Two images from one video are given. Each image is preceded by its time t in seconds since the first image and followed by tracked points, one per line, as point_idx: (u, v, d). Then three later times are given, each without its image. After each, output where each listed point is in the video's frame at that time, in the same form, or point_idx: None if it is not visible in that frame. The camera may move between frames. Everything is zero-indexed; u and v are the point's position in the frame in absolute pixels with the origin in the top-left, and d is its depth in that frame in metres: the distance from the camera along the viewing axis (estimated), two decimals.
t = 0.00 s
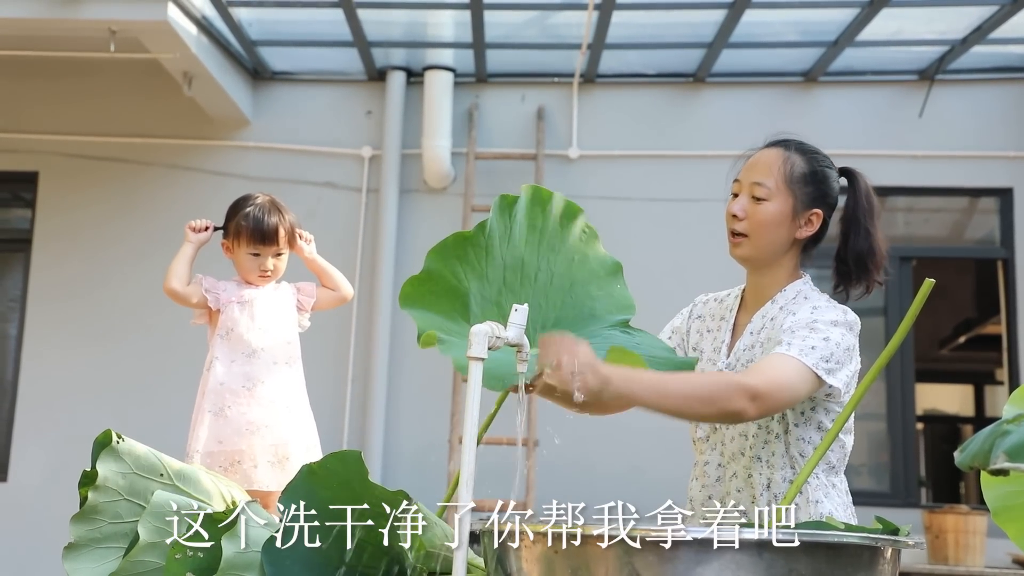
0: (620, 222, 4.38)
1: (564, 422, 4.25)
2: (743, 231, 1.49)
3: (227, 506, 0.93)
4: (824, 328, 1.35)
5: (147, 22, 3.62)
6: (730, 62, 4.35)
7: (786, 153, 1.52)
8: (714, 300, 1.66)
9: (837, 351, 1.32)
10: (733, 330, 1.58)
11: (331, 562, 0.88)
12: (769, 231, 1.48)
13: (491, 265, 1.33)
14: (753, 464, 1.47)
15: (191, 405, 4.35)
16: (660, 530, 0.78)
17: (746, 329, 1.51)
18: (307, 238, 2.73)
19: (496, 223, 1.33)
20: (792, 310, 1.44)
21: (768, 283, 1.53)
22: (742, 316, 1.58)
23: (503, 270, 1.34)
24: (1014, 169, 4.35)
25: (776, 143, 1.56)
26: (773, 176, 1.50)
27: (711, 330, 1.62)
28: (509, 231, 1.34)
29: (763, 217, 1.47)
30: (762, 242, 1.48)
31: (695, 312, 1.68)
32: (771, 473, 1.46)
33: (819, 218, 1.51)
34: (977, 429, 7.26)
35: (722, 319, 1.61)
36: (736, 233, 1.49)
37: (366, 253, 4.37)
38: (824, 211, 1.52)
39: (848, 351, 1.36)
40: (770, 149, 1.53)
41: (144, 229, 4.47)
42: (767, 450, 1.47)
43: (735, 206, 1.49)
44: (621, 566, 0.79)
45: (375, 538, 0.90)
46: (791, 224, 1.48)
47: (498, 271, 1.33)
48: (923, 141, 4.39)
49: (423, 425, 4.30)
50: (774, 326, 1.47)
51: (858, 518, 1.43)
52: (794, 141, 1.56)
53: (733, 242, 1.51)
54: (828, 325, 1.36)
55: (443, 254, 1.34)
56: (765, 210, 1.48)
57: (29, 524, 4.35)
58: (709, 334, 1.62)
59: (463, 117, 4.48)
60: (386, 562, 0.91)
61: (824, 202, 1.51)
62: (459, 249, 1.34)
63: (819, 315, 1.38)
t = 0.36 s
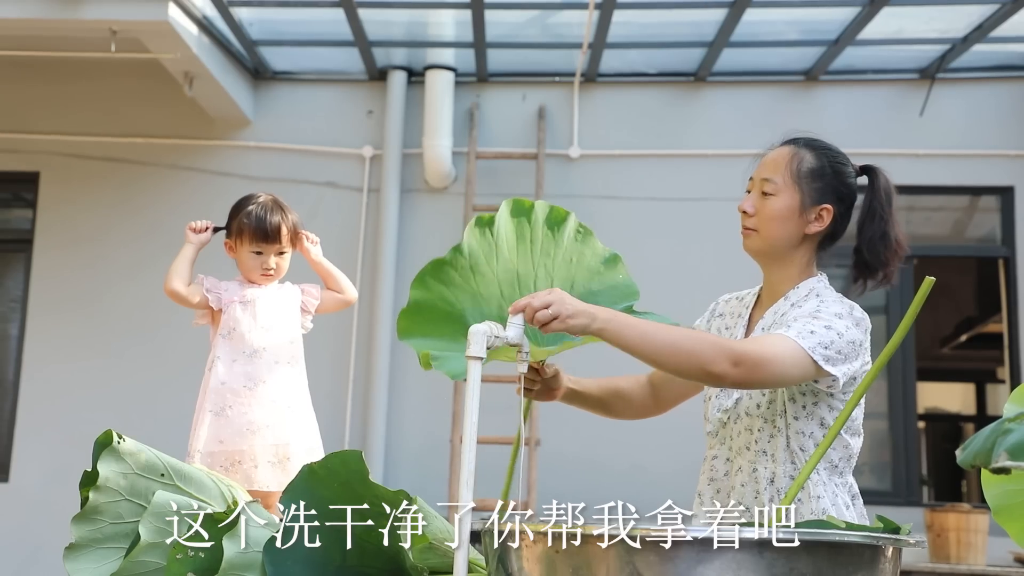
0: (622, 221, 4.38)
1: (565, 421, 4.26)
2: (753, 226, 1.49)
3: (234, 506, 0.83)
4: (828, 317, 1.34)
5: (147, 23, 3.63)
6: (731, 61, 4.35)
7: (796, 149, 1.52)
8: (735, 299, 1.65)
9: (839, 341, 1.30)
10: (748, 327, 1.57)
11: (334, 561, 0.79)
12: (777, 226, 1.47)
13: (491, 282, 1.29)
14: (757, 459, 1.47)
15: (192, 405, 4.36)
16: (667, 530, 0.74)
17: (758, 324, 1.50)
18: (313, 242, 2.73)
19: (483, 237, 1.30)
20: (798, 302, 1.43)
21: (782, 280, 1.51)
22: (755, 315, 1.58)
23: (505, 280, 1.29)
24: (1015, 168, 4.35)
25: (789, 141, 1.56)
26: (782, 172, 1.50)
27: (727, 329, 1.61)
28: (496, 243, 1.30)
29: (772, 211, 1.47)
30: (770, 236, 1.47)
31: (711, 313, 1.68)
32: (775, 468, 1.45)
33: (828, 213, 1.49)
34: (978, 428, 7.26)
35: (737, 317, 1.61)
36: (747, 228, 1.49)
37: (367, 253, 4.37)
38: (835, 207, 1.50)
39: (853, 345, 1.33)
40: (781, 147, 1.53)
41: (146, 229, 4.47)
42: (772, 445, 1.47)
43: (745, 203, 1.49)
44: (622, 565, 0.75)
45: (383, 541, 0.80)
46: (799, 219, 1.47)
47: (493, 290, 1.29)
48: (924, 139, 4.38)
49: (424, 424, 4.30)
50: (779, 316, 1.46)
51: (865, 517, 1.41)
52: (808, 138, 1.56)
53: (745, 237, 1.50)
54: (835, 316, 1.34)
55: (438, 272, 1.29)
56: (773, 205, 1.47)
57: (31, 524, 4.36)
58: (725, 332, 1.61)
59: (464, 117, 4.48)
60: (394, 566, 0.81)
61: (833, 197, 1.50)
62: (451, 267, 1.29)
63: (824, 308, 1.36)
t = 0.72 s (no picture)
0: (622, 223, 4.38)
1: (566, 423, 4.26)
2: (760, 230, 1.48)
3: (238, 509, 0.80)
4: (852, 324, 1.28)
5: (148, 25, 3.63)
6: (732, 63, 4.35)
7: (801, 151, 1.51)
8: (759, 301, 1.62)
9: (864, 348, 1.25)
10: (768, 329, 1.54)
11: (334, 563, 0.76)
12: (782, 227, 1.46)
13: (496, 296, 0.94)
14: (767, 458, 1.47)
15: (193, 407, 4.36)
16: (670, 531, 0.72)
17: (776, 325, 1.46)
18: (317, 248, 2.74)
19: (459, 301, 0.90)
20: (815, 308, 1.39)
21: (799, 280, 1.49)
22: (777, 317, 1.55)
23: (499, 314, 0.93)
24: (1016, 169, 4.35)
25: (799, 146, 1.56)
26: (785, 174, 1.49)
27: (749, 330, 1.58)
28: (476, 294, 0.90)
29: (775, 211, 1.46)
30: (777, 238, 1.46)
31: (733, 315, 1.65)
32: (783, 469, 1.44)
33: (832, 211, 1.46)
34: (980, 429, 7.26)
35: (757, 318, 1.58)
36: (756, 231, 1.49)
37: (368, 255, 4.38)
38: (842, 204, 1.48)
39: (874, 351, 1.27)
40: (789, 152, 1.53)
41: (147, 231, 4.47)
42: (782, 445, 1.45)
43: (753, 208, 1.50)
44: (625, 568, 0.72)
45: (386, 545, 0.77)
46: (804, 219, 1.45)
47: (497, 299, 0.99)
48: (925, 141, 4.38)
49: (425, 426, 4.30)
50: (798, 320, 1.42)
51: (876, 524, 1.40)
52: (818, 140, 1.54)
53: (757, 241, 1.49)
54: (857, 322, 1.29)
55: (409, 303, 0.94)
56: (776, 205, 1.46)
57: (32, 526, 4.35)
58: (746, 333, 1.58)
59: (464, 118, 4.49)
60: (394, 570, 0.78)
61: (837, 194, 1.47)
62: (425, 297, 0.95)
63: (846, 312, 1.32)
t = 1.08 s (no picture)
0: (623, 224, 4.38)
1: (567, 424, 4.26)
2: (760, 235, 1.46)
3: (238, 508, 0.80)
4: (863, 356, 1.23)
5: (149, 26, 3.62)
6: (733, 63, 4.35)
7: (797, 153, 1.46)
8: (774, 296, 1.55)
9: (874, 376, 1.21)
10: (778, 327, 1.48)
11: (336, 565, 0.75)
12: (776, 231, 1.43)
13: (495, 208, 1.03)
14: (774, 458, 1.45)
15: (194, 408, 4.36)
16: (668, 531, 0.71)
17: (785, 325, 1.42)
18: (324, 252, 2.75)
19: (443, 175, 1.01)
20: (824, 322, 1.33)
21: (802, 283, 1.45)
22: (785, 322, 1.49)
23: (498, 218, 1.04)
24: (1017, 170, 4.35)
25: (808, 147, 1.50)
26: (781, 176, 1.45)
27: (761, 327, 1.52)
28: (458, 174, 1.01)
29: (769, 216, 1.43)
30: (773, 244, 1.43)
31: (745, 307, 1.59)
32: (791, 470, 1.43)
33: (828, 212, 1.41)
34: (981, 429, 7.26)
35: (768, 316, 1.52)
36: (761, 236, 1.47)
37: (369, 256, 4.37)
38: (839, 204, 1.41)
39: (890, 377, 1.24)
40: (792, 154, 1.49)
41: (148, 232, 4.47)
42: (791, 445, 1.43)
43: (757, 212, 1.47)
44: (626, 570, 0.71)
45: (387, 547, 0.75)
46: (796, 223, 1.41)
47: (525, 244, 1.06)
48: (926, 141, 4.38)
49: (426, 427, 4.30)
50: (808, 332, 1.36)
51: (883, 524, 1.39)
52: (819, 140, 1.48)
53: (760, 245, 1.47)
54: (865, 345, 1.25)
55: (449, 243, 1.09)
56: (771, 210, 1.43)
57: (33, 527, 4.35)
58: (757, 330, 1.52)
59: (465, 119, 4.49)
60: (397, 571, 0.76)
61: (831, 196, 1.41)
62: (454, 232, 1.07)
63: (863, 330, 1.27)
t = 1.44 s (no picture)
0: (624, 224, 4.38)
1: (568, 424, 4.26)
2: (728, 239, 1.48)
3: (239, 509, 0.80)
4: (869, 360, 1.23)
5: (151, 27, 3.63)
6: (734, 64, 4.35)
7: (763, 159, 1.49)
8: (737, 292, 1.53)
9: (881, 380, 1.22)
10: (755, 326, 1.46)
11: (337, 566, 0.74)
12: (740, 235, 1.45)
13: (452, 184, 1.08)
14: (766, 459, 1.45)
15: (195, 408, 4.36)
16: (672, 530, 0.69)
17: (767, 323, 1.40)
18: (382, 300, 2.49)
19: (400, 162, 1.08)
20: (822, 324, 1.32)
21: (770, 288, 1.46)
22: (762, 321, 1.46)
23: (458, 193, 1.10)
24: (1019, 169, 4.34)
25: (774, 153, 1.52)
26: (745, 182, 1.48)
27: (736, 324, 1.48)
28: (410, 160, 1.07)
29: (735, 221, 1.46)
30: (737, 247, 1.46)
31: (715, 297, 1.54)
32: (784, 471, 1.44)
33: (791, 217, 1.42)
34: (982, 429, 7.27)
35: (739, 315, 1.49)
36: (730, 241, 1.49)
37: (370, 256, 4.38)
38: (802, 209, 1.43)
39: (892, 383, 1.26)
40: (757, 160, 1.51)
41: (148, 232, 4.47)
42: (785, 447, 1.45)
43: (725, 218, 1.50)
44: (628, 569, 0.69)
45: (389, 547, 0.75)
46: (760, 228, 1.43)
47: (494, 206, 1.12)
48: (927, 141, 4.38)
49: (427, 427, 4.30)
50: (802, 331, 1.34)
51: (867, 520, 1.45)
52: (787, 147, 1.50)
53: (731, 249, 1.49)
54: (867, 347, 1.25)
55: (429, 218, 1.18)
56: (736, 215, 1.46)
57: (34, 527, 4.35)
58: (731, 326, 1.48)
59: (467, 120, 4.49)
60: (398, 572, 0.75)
61: (794, 200, 1.43)
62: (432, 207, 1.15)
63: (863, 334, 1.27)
